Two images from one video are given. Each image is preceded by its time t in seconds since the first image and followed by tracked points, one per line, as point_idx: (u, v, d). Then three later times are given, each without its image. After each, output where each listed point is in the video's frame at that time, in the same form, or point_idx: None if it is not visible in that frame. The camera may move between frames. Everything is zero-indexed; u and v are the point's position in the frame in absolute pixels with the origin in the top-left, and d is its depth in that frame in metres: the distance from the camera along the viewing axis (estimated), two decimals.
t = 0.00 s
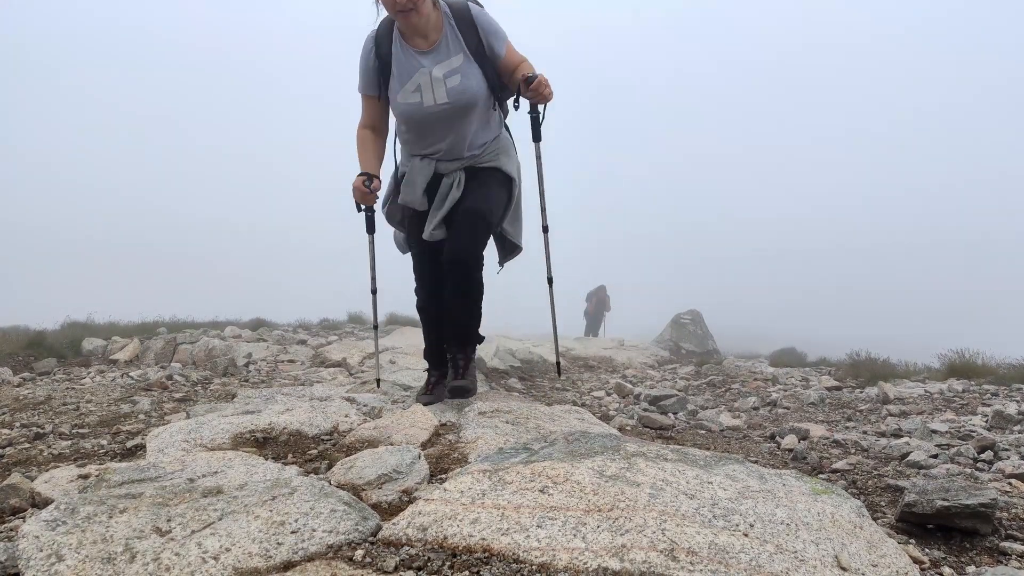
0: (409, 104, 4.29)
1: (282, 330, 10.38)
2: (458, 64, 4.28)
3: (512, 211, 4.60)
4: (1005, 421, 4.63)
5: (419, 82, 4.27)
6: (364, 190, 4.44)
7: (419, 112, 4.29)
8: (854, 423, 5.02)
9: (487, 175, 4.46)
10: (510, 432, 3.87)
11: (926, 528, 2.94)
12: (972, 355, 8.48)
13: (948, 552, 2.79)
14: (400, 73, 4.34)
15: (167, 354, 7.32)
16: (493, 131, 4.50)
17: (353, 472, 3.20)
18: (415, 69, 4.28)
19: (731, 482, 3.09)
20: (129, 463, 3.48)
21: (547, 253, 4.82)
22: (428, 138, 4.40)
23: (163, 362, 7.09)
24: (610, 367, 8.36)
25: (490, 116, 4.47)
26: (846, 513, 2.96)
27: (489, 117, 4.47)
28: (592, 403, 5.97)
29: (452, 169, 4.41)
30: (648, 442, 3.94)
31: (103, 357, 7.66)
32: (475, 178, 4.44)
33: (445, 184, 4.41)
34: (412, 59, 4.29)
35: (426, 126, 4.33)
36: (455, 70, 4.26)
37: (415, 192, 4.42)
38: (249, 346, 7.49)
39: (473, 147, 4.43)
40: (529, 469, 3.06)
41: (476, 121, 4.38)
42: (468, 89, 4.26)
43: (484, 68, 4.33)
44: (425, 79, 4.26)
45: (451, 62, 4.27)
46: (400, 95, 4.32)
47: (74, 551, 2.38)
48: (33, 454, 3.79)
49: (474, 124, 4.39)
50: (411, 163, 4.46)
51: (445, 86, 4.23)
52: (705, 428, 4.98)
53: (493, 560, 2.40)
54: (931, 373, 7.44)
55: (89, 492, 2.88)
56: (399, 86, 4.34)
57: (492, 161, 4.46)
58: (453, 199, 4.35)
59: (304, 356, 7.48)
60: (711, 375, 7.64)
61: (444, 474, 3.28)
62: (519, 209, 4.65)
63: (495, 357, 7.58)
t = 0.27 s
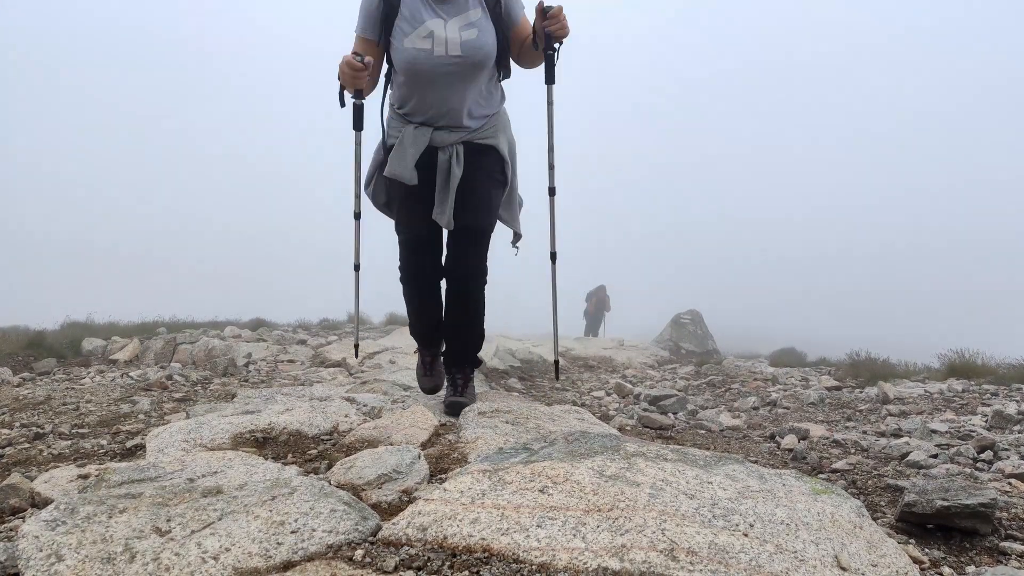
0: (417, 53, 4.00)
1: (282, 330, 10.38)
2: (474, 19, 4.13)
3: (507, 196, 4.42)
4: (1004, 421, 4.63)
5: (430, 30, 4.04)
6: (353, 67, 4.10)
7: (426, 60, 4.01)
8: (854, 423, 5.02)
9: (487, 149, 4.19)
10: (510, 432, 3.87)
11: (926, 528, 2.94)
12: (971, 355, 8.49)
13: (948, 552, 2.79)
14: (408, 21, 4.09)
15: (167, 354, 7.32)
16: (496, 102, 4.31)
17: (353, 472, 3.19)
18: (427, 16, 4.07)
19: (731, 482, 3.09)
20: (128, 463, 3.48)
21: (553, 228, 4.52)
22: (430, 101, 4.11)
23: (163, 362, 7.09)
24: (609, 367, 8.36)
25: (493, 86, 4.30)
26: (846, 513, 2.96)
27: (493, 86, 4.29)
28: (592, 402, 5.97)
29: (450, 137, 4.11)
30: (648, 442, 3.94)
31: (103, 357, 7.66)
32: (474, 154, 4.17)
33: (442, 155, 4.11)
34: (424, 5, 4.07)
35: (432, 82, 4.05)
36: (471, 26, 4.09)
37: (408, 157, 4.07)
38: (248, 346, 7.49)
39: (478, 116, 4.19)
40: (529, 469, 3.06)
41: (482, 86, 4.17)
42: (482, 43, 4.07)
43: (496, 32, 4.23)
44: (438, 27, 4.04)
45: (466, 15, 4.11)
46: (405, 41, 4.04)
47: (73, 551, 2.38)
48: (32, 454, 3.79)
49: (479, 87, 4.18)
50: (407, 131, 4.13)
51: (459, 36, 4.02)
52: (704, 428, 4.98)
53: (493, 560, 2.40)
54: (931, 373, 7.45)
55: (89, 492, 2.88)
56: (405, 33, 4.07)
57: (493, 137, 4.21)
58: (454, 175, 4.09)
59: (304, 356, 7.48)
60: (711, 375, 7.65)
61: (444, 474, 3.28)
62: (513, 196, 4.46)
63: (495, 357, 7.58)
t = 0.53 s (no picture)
0: (410, 34, 3.96)
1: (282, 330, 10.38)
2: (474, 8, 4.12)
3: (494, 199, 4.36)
4: (1004, 421, 4.63)
5: (425, 14, 4.02)
6: None
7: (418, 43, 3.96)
8: (854, 423, 5.02)
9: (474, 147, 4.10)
10: (510, 432, 3.87)
11: (926, 528, 2.94)
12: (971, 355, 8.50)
13: (948, 552, 2.79)
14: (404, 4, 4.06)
15: (167, 354, 7.33)
16: (487, 99, 4.22)
17: (353, 472, 3.19)
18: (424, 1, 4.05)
19: (731, 482, 3.09)
20: (128, 463, 3.47)
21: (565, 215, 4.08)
22: (420, 86, 4.01)
23: (163, 362, 7.09)
24: (609, 367, 8.36)
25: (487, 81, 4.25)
26: (846, 513, 2.96)
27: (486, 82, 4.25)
28: (592, 403, 5.97)
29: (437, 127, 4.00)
30: (648, 442, 3.95)
31: (102, 357, 7.67)
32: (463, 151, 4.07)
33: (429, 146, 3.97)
34: None
35: (424, 64, 3.98)
36: (468, 13, 4.08)
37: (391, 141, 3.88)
38: (248, 346, 7.48)
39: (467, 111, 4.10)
40: (529, 469, 3.06)
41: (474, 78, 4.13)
42: (479, 32, 4.06)
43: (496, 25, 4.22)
44: (435, 11, 4.03)
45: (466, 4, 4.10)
46: (398, 21, 3.99)
47: (73, 552, 2.38)
48: (32, 455, 3.78)
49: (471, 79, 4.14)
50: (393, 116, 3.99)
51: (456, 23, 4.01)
52: (704, 428, 4.98)
53: (493, 561, 2.40)
54: (931, 373, 7.46)
55: (88, 492, 2.88)
56: (398, 15, 4.03)
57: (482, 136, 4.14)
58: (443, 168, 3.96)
59: (303, 356, 7.48)
60: (711, 375, 7.65)
61: (444, 474, 3.28)
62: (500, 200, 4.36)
63: (495, 357, 7.58)
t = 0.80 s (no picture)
0: (386, 18, 3.71)
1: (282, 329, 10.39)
2: None
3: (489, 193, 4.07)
4: (1004, 421, 4.63)
5: None
6: None
7: (397, 27, 3.71)
8: (854, 423, 5.02)
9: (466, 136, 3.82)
10: (510, 432, 3.87)
11: (926, 528, 2.94)
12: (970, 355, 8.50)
13: (948, 552, 2.79)
14: None
15: (167, 354, 7.33)
16: (477, 82, 3.97)
17: (353, 472, 3.19)
18: None
19: (731, 482, 3.10)
20: (128, 463, 3.47)
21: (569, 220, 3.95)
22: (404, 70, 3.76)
23: (163, 362, 7.09)
24: (609, 367, 8.37)
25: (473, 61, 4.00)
26: (846, 513, 2.96)
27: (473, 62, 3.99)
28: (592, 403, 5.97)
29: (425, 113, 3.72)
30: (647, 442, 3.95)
31: (102, 357, 7.67)
32: (455, 142, 3.79)
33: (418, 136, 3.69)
34: None
35: (405, 49, 3.74)
36: None
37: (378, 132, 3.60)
38: (248, 347, 7.48)
39: (455, 95, 3.83)
40: (529, 469, 3.06)
41: (460, 58, 3.87)
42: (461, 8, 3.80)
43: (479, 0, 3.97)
44: None
45: None
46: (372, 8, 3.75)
47: (72, 552, 2.38)
48: (32, 455, 3.78)
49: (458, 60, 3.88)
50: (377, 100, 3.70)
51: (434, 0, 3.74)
52: (704, 428, 4.98)
53: (493, 561, 2.40)
54: (930, 373, 7.46)
55: (88, 493, 2.87)
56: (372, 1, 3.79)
57: (473, 125, 3.84)
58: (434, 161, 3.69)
59: (303, 356, 7.48)
60: (711, 375, 7.65)
61: (444, 474, 3.28)
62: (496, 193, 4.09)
63: (495, 357, 7.59)
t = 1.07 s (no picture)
0: None
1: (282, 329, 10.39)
2: None
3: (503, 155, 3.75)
4: (1004, 421, 4.63)
5: None
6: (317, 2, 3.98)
7: None
8: (854, 423, 5.03)
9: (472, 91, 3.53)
10: (510, 432, 3.87)
11: (925, 528, 2.94)
12: (970, 356, 8.51)
13: (948, 552, 2.79)
14: None
15: (167, 354, 7.34)
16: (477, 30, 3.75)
17: (353, 472, 3.19)
18: None
19: (731, 482, 3.10)
20: (128, 463, 3.47)
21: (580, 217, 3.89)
22: (401, 23, 3.53)
23: (162, 362, 7.10)
24: (609, 368, 8.38)
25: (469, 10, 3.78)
26: (845, 513, 2.96)
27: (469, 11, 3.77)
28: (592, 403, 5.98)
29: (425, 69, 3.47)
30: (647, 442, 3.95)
31: (102, 357, 7.67)
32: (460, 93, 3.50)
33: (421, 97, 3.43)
34: None
35: None
36: None
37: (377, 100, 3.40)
38: (248, 347, 7.48)
39: (456, 44, 3.57)
40: (529, 469, 3.06)
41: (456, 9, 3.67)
42: None
43: None
44: None
45: None
46: None
47: (72, 552, 2.38)
48: (32, 455, 3.78)
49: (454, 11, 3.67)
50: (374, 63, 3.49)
51: None
52: (704, 428, 4.98)
53: (493, 561, 2.40)
54: (930, 373, 7.47)
55: (87, 493, 2.87)
56: None
57: (479, 75, 3.55)
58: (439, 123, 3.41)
59: (303, 356, 7.48)
60: (710, 375, 7.65)
61: (443, 474, 3.28)
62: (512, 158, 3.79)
63: (495, 357, 7.59)
